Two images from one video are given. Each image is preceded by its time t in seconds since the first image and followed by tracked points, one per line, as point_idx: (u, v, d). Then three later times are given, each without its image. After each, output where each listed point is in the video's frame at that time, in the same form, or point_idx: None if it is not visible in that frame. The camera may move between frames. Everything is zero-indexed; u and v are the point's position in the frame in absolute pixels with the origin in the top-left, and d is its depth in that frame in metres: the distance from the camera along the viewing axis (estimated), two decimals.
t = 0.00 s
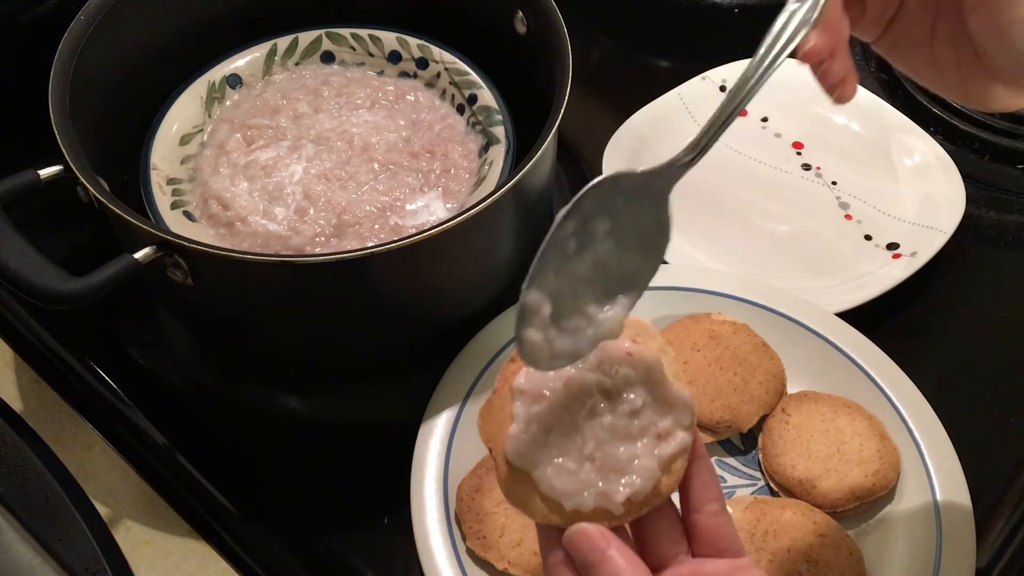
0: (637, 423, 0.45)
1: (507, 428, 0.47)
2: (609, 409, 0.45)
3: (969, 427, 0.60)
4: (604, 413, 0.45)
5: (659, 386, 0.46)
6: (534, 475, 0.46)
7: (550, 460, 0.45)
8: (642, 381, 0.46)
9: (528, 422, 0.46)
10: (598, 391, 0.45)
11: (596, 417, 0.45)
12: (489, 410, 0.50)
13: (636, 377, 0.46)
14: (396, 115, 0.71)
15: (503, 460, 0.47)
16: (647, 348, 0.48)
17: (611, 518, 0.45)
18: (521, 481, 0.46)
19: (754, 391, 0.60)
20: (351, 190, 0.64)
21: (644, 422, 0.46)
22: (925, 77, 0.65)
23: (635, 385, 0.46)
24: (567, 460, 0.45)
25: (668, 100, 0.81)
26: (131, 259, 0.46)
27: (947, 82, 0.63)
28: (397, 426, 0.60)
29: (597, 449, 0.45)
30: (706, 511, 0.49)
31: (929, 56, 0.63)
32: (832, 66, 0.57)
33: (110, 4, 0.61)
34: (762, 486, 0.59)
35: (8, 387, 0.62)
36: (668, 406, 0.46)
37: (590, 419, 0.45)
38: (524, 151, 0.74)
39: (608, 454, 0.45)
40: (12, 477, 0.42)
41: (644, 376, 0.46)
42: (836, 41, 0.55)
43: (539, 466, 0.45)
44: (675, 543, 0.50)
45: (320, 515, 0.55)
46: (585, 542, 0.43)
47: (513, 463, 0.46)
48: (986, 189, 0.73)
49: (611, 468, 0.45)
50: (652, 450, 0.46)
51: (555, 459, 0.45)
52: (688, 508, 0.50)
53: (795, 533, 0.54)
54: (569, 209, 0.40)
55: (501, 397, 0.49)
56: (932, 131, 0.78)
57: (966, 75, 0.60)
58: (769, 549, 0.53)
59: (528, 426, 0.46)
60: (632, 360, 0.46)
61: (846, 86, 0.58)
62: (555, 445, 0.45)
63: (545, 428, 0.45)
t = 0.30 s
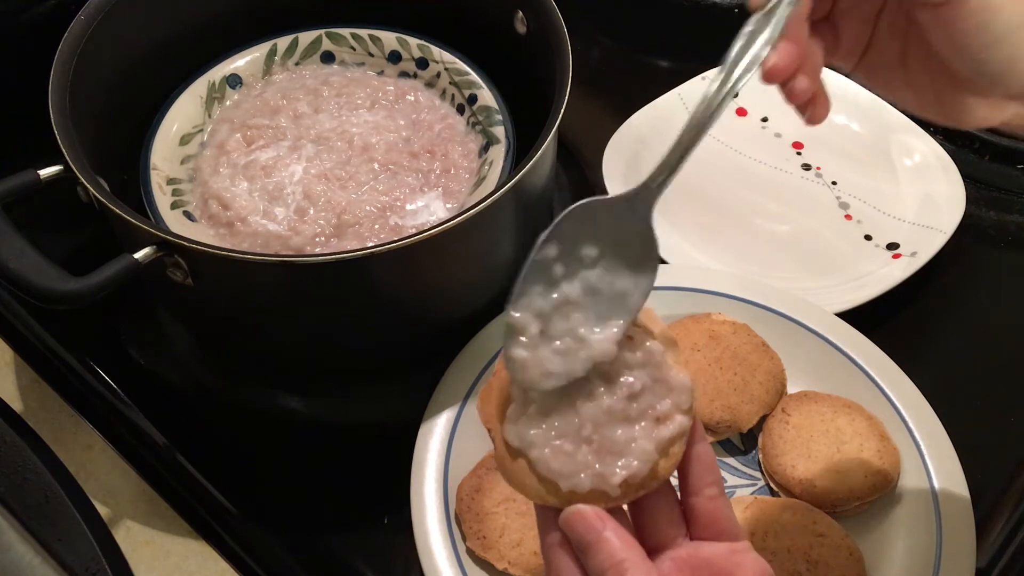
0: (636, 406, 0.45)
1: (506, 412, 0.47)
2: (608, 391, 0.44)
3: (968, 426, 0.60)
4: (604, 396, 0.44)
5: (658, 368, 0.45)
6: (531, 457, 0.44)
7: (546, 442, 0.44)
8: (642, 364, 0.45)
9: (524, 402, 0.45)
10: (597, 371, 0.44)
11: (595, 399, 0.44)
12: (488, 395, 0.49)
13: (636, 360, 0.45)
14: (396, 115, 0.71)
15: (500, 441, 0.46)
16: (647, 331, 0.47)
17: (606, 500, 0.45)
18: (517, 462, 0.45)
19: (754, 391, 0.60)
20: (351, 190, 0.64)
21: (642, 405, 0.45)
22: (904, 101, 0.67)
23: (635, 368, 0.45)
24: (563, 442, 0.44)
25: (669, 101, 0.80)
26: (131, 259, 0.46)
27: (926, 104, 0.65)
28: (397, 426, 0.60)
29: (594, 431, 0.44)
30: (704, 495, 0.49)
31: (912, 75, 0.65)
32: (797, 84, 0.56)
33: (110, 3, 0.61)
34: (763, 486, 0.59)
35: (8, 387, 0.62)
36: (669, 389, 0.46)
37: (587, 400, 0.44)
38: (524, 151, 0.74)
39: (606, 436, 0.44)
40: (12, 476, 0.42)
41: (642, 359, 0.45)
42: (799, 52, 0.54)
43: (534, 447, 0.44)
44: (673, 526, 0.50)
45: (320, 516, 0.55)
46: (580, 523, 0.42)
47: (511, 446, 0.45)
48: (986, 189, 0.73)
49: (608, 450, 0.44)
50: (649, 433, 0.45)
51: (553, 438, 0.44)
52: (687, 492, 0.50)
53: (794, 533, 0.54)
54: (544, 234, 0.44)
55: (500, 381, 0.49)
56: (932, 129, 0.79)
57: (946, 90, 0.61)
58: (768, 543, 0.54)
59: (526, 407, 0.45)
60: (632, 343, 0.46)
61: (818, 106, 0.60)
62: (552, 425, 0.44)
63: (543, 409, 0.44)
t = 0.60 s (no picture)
0: (614, 414, 0.47)
1: (485, 419, 0.48)
2: (587, 400, 0.46)
3: (968, 426, 0.60)
4: (582, 405, 0.46)
5: (636, 378, 0.48)
6: (512, 467, 0.47)
7: (527, 451, 0.46)
8: (621, 374, 0.47)
9: (507, 413, 0.47)
10: (575, 382, 0.47)
11: (574, 408, 0.46)
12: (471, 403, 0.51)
13: (614, 370, 0.47)
14: (396, 114, 0.70)
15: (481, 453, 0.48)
16: (623, 344, 0.50)
17: (586, 510, 0.46)
18: (498, 472, 0.47)
19: (754, 392, 0.60)
20: (351, 190, 0.64)
21: (620, 415, 0.47)
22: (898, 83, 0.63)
23: (613, 379, 0.47)
24: (544, 452, 0.46)
25: (669, 100, 0.80)
26: (131, 259, 0.46)
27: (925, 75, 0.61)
28: (397, 426, 0.60)
29: (574, 441, 0.46)
30: (683, 505, 0.49)
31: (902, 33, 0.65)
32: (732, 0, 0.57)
33: (110, 3, 0.61)
34: (763, 486, 0.59)
35: (7, 386, 0.62)
36: (646, 400, 0.48)
37: (567, 411, 0.46)
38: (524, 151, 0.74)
39: (584, 446, 0.46)
40: (13, 476, 0.42)
41: (622, 371, 0.48)
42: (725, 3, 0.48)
43: (516, 457, 0.46)
44: (652, 536, 0.50)
45: (320, 515, 0.55)
46: (559, 534, 0.43)
47: (491, 458, 0.47)
48: (986, 189, 0.73)
49: (587, 459, 0.46)
50: (627, 442, 0.47)
51: (533, 449, 0.46)
52: (664, 502, 0.50)
53: (795, 534, 0.54)
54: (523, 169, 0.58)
55: (482, 390, 0.50)
56: (932, 130, 0.77)
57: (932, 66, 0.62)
58: (764, 541, 0.54)
59: (508, 420, 0.47)
60: (609, 354, 0.48)
61: None
62: (533, 435, 0.46)
63: (524, 420, 0.47)
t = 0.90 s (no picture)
0: (588, 504, 0.44)
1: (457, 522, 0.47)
2: (561, 492, 0.44)
3: (968, 426, 0.60)
4: (556, 497, 0.44)
5: (608, 465, 0.45)
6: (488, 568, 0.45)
7: (502, 551, 0.44)
8: (592, 461, 0.45)
9: (480, 513, 0.45)
10: (547, 475, 0.44)
11: (548, 501, 0.44)
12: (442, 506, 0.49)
13: (584, 459, 0.45)
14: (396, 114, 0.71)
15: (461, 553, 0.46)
16: (593, 429, 0.47)
17: None
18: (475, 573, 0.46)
19: (754, 392, 0.60)
20: (351, 190, 0.64)
21: (595, 504, 0.44)
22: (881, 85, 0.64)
23: (585, 468, 0.45)
24: (520, 549, 0.44)
25: (669, 100, 0.80)
26: (131, 259, 0.46)
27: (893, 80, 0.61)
28: (397, 426, 0.60)
29: (550, 535, 0.44)
30: None
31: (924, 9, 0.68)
32: None
33: (110, 3, 0.61)
34: (763, 486, 0.59)
35: (8, 387, 0.62)
36: (619, 486, 0.45)
37: (541, 502, 0.44)
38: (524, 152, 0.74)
39: (560, 540, 0.44)
40: (13, 476, 0.42)
41: (591, 458, 0.45)
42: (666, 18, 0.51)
43: (492, 556, 0.45)
44: None
45: (320, 515, 0.55)
46: None
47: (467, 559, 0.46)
48: (986, 189, 0.73)
49: (564, 554, 0.44)
50: (603, 533, 0.44)
51: (508, 548, 0.44)
52: None
53: (795, 534, 0.54)
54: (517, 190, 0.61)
55: (451, 489, 0.49)
56: (932, 130, 0.78)
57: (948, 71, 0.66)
58: (764, 541, 0.54)
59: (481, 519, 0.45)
60: (576, 440, 0.46)
61: None
62: (508, 534, 0.44)
63: (498, 517, 0.45)
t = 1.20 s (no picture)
0: (589, 532, 0.48)
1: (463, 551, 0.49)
2: (563, 521, 0.48)
3: (968, 426, 0.60)
4: (558, 526, 0.47)
5: (607, 493, 0.49)
6: None
7: None
8: (592, 489, 0.48)
9: (483, 544, 0.48)
10: (549, 504, 0.48)
11: (550, 530, 0.47)
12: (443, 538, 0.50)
13: (584, 487, 0.48)
14: (395, 113, 0.71)
15: None
16: (592, 458, 0.50)
17: None
18: None
19: (754, 392, 0.60)
20: (351, 190, 0.64)
21: (597, 530, 0.48)
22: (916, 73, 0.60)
23: (585, 495, 0.48)
24: None
25: (669, 100, 0.80)
26: (131, 259, 0.46)
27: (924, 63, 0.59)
28: (397, 426, 0.60)
29: (554, 563, 0.47)
30: None
31: None
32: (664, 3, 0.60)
33: (110, 3, 0.61)
34: (763, 486, 0.59)
35: (7, 387, 0.61)
36: (619, 513, 0.49)
37: (546, 533, 0.47)
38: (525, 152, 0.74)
39: (565, 567, 0.47)
40: (13, 477, 0.42)
41: (592, 486, 0.49)
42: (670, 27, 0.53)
43: None
44: None
45: (320, 515, 0.55)
46: None
47: None
48: (986, 189, 0.74)
49: None
50: (605, 558, 0.47)
51: None
52: None
53: (795, 534, 0.54)
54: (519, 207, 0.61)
55: (454, 523, 0.50)
56: (932, 130, 0.78)
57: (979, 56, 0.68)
58: (765, 541, 0.54)
59: (486, 550, 0.48)
60: (577, 468, 0.49)
61: None
62: (512, 563, 0.47)
63: (501, 549, 0.48)
